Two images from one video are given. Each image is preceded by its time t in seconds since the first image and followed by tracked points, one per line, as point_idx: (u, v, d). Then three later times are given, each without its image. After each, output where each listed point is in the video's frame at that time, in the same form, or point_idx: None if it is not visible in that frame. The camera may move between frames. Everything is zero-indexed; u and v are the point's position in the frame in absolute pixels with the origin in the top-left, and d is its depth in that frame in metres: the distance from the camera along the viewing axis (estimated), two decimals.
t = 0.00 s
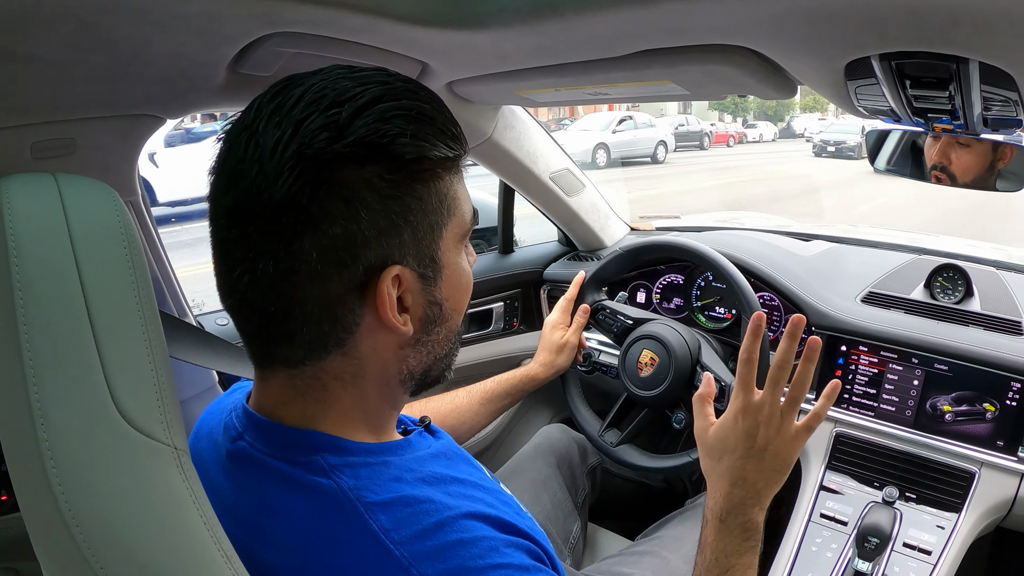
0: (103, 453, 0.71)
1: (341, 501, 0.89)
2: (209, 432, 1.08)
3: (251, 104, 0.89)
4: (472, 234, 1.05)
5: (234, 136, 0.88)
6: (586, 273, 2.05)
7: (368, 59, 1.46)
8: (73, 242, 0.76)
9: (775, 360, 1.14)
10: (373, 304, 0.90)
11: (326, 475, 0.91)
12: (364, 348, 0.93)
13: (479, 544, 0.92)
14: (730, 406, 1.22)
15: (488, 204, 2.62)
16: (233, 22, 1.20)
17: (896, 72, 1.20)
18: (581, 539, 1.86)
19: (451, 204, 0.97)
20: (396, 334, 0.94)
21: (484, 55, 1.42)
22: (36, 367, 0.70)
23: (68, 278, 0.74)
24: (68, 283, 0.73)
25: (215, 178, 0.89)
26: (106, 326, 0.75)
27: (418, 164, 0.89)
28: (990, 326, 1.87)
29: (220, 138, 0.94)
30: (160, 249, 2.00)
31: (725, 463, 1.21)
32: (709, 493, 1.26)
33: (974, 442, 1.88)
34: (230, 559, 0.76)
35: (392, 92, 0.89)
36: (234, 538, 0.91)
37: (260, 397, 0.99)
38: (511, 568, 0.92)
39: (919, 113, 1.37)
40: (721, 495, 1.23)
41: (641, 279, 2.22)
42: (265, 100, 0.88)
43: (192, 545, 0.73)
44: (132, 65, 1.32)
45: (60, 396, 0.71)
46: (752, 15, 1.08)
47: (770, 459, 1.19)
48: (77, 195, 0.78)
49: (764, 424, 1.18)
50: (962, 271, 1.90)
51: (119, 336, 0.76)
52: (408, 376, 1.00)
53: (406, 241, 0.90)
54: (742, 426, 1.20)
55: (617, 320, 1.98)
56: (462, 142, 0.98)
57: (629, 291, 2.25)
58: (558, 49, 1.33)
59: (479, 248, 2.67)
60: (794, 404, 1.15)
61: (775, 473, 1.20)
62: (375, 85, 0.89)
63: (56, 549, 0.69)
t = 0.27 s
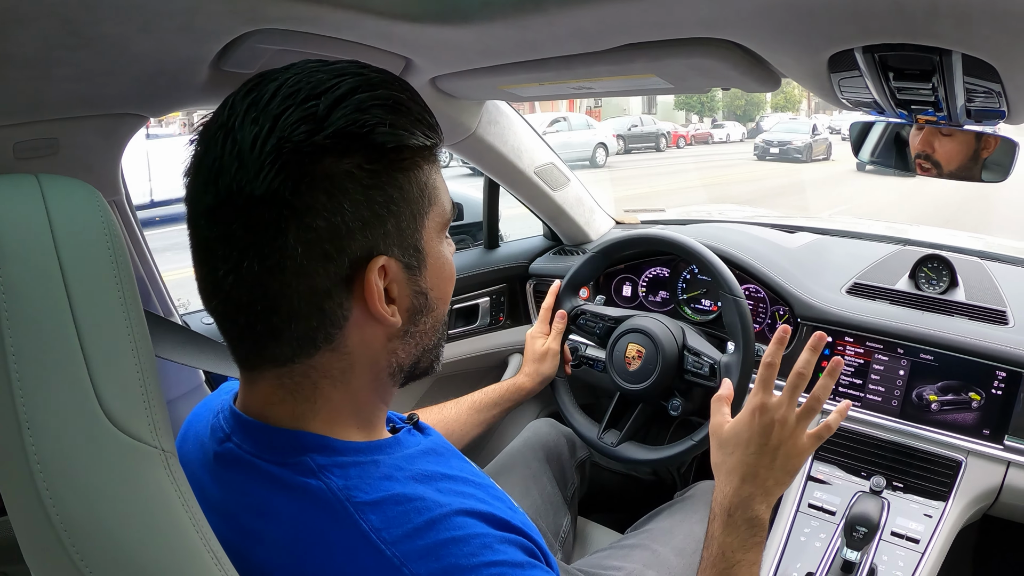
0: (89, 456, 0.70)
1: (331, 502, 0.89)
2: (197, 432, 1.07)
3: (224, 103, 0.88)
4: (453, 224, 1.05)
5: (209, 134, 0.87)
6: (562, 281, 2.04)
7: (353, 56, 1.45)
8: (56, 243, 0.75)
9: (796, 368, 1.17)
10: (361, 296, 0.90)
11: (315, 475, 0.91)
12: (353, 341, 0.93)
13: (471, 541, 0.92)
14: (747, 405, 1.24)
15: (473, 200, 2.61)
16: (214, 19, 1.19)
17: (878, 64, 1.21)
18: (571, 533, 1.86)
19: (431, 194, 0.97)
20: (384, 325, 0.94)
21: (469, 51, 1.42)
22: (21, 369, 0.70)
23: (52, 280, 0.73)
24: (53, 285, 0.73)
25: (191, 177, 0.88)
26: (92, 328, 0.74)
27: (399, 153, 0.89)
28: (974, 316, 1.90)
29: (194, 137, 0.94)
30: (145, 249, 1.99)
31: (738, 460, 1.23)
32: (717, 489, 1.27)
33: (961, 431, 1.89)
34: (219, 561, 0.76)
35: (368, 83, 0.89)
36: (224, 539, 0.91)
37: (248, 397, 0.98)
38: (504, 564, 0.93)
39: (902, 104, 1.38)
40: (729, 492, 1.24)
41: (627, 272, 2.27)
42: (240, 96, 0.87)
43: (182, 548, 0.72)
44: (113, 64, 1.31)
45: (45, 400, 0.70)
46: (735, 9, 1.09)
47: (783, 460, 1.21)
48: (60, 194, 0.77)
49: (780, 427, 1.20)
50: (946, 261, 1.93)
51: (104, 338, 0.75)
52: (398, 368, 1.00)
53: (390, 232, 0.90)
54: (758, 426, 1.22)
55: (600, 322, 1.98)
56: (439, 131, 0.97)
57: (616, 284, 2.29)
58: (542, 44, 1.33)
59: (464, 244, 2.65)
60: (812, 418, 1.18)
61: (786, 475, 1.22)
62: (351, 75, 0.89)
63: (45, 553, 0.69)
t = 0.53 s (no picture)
0: (75, 457, 0.68)
1: (313, 504, 0.89)
2: (180, 436, 1.07)
3: (179, 114, 0.88)
4: (419, 217, 1.04)
5: (165, 147, 0.87)
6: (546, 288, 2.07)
7: (340, 59, 1.45)
8: (40, 239, 0.73)
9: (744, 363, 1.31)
10: (327, 300, 0.90)
11: (297, 478, 0.90)
12: (323, 346, 0.93)
13: (453, 544, 0.92)
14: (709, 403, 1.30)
15: (458, 204, 2.62)
16: (199, 22, 1.19)
17: (864, 70, 1.22)
18: (557, 537, 1.86)
19: (393, 191, 0.96)
20: (353, 327, 0.94)
21: (456, 55, 1.42)
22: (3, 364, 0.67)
23: (36, 275, 0.71)
24: (36, 280, 0.71)
25: (150, 192, 0.88)
26: (76, 326, 0.73)
27: (356, 152, 0.89)
28: (958, 319, 1.91)
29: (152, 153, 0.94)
30: (129, 252, 1.97)
31: (708, 460, 1.28)
32: (692, 492, 1.30)
33: (946, 434, 1.91)
34: (204, 563, 0.74)
35: (318, 83, 0.88)
36: (208, 545, 0.90)
37: (227, 401, 0.98)
38: (486, 567, 0.92)
39: (887, 109, 1.39)
40: (703, 491, 1.27)
41: (612, 277, 2.25)
42: (193, 107, 0.87)
43: (168, 550, 0.71)
44: (98, 65, 1.30)
45: (28, 396, 0.68)
46: (722, 14, 1.09)
47: (754, 454, 1.28)
48: (44, 191, 0.76)
49: (744, 420, 1.27)
50: (931, 265, 1.95)
51: (88, 336, 0.73)
52: (372, 365, 1.00)
53: (352, 233, 0.90)
54: (723, 423, 1.28)
55: (583, 328, 1.99)
56: (397, 127, 0.97)
57: (601, 288, 2.28)
58: (529, 49, 1.34)
59: (451, 248, 2.68)
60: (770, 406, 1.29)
61: (756, 469, 1.29)
62: (301, 77, 0.88)
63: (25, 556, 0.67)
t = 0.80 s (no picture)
0: (63, 462, 0.66)
1: (306, 511, 0.88)
2: (172, 442, 1.06)
3: (179, 116, 0.87)
4: (417, 223, 1.04)
5: (165, 149, 0.86)
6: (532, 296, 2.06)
7: (331, 61, 1.45)
8: (28, 239, 0.71)
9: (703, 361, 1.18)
10: (328, 305, 0.90)
11: (290, 485, 0.90)
12: (322, 351, 0.92)
13: (447, 550, 0.92)
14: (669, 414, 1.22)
15: (448, 207, 2.61)
16: (188, 24, 1.18)
17: (854, 73, 1.22)
18: (548, 540, 1.86)
19: (393, 198, 0.96)
20: (352, 332, 0.93)
21: (446, 58, 1.42)
22: None
23: (24, 275, 0.69)
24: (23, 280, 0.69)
25: (149, 193, 0.87)
26: (64, 327, 0.71)
27: (358, 157, 0.89)
28: (948, 322, 1.93)
29: (148, 153, 0.93)
30: (119, 255, 1.96)
31: (676, 470, 1.22)
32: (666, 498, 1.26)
33: (936, 436, 1.92)
34: (194, 569, 0.72)
35: (323, 88, 0.88)
36: (201, 551, 0.90)
37: (220, 406, 0.97)
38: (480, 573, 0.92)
39: (876, 113, 1.40)
40: (676, 498, 1.23)
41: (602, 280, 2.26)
42: (194, 108, 0.86)
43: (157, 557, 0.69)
44: (87, 67, 1.29)
45: (14, 397, 0.66)
46: (713, 17, 1.09)
47: (724, 458, 1.21)
48: (31, 192, 0.74)
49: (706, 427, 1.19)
50: (919, 268, 1.97)
51: (76, 337, 0.71)
52: (367, 372, 0.99)
53: (353, 238, 0.90)
54: (684, 433, 1.20)
55: (572, 335, 1.99)
56: (399, 133, 0.97)
57: (590, 292, 2.29)
58: (519, 52, 1.34)
59: (440, 250, 2.68)
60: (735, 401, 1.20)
61: (729, 470, 1.23)
62: (305, 82, 0.88)
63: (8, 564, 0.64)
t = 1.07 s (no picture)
0: (60, 462, 0.66)
1: (301, 506, 0.88)
2: (167, 439, 1.06)
3: (175, 111, 0.87)
4: (408, 214, 1.04)
5: (161, 143, 0.86)
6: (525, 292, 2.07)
7: (323, 57, 1.44)
8: (20, 239, 0.71)
9: (676, 359, 1.15)
10: (323, 291, 0.89)
11: (285, 480, 0.90)
12: (317, 340, 0.92)
13: (442, 544, 0.92)
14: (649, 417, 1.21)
15: (442, 202, 2.62)
16: (178, 21, 1.18)
17: (846, 65, 1.22)
18: (544, 534, 1.87)
19: (385, 187, 0.96)
20: (348, 319, 0.93)
21: (438, 53, 1.42)
22: None
23: (15, 274, 0.69)
24: (15, 279, 0.69)
25: (145, 188, 0.87)
26: (57, 325, 0.70)
27: (350, 147, 0.89)
28: (941, 312, 1.93)
29: (143, 151, 0.93)
30: (112, 255, 1.96)
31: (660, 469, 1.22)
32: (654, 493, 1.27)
33: (930, 426, 1.93)
34: (192, 568, 0.73)
35: (315, 80, 0.88)
36: (196, 546, 0.90)
37: (215, 402, 0.97)
38: (475, 567, 0.92)
39: (868, 105, 1.40)
40: (663, 494, 1.24)
41: (596, 273, 2.26)
42: (188, 103, 0.86)
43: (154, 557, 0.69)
44: (78, 66, 1.29)
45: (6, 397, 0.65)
46: (705, 11, 1.09)
47: (707, 455, 1.21)
48: (23, 193, 0.74)
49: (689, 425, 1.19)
50: (913, 259, 1.98)
51: (69, 336, 0.71)
52: (361, 362, 0.99)
53: (346, 226, 0.89)
54: (667, 435, 1.19)
55: (566, 329, 1.99)
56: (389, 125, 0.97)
57: (584, 286, 2.29)
58: (511, 46, 1.33)
59: (434, 245, 2.65)
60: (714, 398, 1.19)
61: (713, 466, 1.22)
62: (297, 74, 0.88)
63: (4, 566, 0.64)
